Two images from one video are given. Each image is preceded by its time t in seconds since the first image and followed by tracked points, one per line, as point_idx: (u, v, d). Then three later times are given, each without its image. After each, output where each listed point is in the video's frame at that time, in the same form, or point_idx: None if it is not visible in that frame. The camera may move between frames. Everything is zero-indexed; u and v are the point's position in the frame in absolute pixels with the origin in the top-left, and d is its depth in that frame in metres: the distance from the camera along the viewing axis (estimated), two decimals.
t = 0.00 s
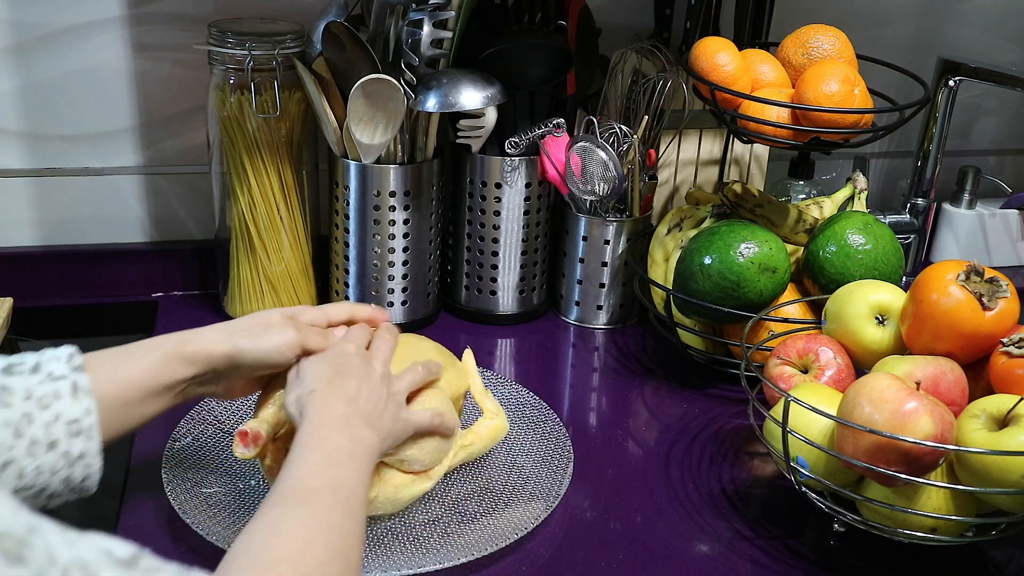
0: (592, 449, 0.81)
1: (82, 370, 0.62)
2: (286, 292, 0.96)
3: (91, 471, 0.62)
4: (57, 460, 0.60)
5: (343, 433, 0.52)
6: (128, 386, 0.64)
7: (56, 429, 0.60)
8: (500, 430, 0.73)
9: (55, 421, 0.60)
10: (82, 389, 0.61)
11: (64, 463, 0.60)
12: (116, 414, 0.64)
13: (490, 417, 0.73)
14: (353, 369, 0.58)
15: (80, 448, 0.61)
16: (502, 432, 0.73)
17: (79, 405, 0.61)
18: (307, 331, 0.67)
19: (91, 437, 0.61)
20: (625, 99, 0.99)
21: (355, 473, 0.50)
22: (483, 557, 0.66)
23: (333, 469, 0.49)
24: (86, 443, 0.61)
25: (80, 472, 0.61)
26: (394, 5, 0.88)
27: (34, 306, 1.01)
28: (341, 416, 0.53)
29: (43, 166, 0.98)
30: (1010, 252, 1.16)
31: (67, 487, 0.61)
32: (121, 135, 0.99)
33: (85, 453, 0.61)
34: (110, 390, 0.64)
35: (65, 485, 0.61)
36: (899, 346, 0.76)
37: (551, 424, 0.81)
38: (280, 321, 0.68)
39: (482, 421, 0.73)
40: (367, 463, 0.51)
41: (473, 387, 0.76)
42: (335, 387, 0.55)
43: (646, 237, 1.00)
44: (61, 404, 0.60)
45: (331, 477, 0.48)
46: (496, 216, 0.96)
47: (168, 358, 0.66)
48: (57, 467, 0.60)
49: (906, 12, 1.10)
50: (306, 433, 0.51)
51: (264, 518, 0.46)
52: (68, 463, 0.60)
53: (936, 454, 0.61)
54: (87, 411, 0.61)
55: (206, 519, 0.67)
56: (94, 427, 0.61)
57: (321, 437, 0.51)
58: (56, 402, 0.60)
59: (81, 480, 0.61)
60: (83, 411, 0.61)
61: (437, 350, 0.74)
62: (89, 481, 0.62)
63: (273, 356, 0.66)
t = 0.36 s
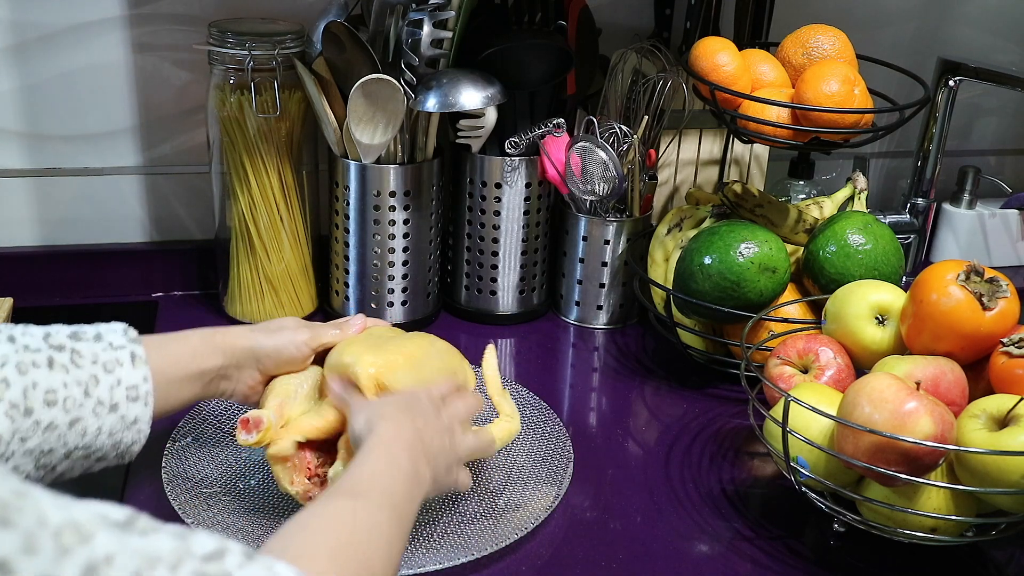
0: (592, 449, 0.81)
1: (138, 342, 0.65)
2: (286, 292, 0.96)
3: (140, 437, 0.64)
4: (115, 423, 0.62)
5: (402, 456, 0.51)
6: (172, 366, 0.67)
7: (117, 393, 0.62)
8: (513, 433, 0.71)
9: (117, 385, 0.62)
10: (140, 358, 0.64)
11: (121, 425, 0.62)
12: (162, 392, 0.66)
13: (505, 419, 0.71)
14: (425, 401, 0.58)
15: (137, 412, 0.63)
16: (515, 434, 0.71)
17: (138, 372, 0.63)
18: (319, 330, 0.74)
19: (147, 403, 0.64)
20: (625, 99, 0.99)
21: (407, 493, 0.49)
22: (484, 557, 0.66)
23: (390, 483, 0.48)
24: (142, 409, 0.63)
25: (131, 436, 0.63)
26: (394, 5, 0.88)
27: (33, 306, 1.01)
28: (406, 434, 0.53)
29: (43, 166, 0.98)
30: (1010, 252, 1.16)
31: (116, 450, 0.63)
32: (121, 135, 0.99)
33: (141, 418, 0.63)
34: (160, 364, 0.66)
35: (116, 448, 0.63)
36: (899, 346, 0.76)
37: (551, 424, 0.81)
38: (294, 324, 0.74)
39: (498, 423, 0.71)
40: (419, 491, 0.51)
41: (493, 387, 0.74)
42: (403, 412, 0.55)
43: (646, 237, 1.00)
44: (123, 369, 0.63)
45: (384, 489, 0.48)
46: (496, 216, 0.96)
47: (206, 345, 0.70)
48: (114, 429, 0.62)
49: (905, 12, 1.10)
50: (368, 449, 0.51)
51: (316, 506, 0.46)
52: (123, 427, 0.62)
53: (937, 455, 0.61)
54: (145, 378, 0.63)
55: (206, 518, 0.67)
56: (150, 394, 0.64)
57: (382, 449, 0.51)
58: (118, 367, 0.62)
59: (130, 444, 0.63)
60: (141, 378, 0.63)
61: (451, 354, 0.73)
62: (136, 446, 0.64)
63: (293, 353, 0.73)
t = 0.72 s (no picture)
0: (592, 449, 0.81)
1: (64, 391, 0.62)
2: (286, 292, 0.96)
3: (74, 491, 0.60)
4: (41, 480, 0.58)
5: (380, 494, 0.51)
6: (110, 398, 0.64)
7: (40, 447, 0.59)
8: (504, 436, 0.72)
9: (39, 439, 0.59)
10: (64, 407, 0.61)
11: (49, 482, 0.59)
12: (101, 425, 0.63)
13: (495, 420, 0.72)
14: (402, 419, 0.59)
15: (65, 465, 0.59)
16: (505, 436, 0.73)
17: (63, 422, 0.60)
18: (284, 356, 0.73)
19: (75, 454, 0.60)
20: (625, 99, 0.99)
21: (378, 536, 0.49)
22: (483, 557, 0.66)
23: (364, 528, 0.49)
24: (70, 461, 0.60)
25: (63, 493, 0.59)
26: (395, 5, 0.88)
27: (33, 306, 1.01)
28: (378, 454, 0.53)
29: (43, 166, 0.98)
30: (1010, 252, 1.16)
31: (49, 509, 0.59)
32: (122, 135, 0.99)
33: (70, 470, 0.59)
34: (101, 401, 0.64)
35: (48, 506, 0.59)
36: (899, 346, 0.76)
37: (551, 424, 0.81)
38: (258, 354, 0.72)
39: (487, 425, 0.72)
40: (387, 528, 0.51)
41: (476, 391, 0.75)
42: (382, 428, 0.55)
43: (646, 237, 1.00)
44: (44, 422, 0.60)
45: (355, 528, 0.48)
46: (496, 216, 0.96)
47: (151, 372, 0.67)
48: (41, 486, 0.58)
49: (905, 12, 1.11)
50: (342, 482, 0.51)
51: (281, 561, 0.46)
52: (50, 483, 0.59)
53: (937, 454, 0.61)
54: (70, 428, 0.60)
55: (206, 519, 0.67)
56: (77, 445, 0.60)
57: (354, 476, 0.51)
58: (39, 420, 0.59)
59: (63, 501, 0.60)
60: (66, 429, 0.60)
61: (444, 355, 0.73)
62: (72, 502, 0.60)
63: (253, 379, 0.69)
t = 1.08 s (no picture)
0: (592, 450, 0.81)
1: (29, 421, 0.56)
2: (286, 292, 0.96)
3: (41, 526, 0.55)
4: (3, 517, 0.53)
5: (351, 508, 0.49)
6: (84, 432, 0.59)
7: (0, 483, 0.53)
8: (504, 435, 0.72)
9: None
10: (27, 439, 0.55)
11: (11, 519, 0.54)
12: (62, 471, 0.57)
13: (494, 420, 0.72)
14: (400, 428, 0.59)
15: (28, 501, 0.54)
16: (506, 436, 0.72)
17: (25, 456, 0.55)
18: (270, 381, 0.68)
19: (39, 488, 0.55)
20: (625, 99, 0.99)
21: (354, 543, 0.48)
22: (483, 557, 0.66)
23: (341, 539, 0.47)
24: (35, 496, 0.55)
25: (28, 529, 0.54)
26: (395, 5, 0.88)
27: (33, 306, 1.01)
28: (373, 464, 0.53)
29: (43, 166, 0.98)
30: (1010, 252, 1.16)
31: (14, 546, 0.54)
32: (122, 135, 0.99)
33: (34, 506, 0.54)
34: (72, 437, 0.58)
35: (12, 544, 0.54)
36: (899, 347, 0.76)
37: (551, 424, 0.81)
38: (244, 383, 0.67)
39: (487, 425, 0.72)
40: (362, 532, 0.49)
41: (474, 392, 0.75)
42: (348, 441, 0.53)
43: (646, 237, 1.00)
44: (5, 456, 0.54)
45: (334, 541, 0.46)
46: (496, 216, 0.96)
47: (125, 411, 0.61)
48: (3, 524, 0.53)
49: (905, 12, 1.11)
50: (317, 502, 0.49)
51: None
52: (13, 520, 0.54)
53: (937, 455, 0.61)
54: (34, 461, 0.55)
55: (207, 519, 0.67)
56: (42, 477, 0.55)
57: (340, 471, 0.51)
58: None
59: (30, 538, 0.55)
60: (29, 462, 0.55)
61: (443, 357, 0.73)
62: (40, 539, 0.55)
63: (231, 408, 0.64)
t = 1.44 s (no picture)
0: (592, 450, 0.81)
1: (35, 418, 0.57)
2: (286, 292, 0.96)
3: (49, 522, 0.56)
4: (10, 512, 0.54)
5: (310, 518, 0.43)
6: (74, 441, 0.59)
7: (6, 478, 0.54)
8: (504, 431, 0.73)
9: (5, 470, 0.54)
10: (32, 436, 0.56)
11: (17, 515, 0.54)
12: (58, 472, 0.58)
13: (495, 417, 0.73)
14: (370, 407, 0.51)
15: (34, 497, 0.55)
16: (504, 432, 0.73)
17: (31, 452, 0.55)
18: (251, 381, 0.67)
19: (45, 485, 0.55)
20: (625, 99, 0.99)
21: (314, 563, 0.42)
22: (483, 557, 0.66)
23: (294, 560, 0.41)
24: (40, 492, 0.55)
25: (36, 525, 0.55)
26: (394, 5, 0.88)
27: (34, 306, 1.01)
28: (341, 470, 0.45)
29: (43, 166, 0.98)
30: (1010, 252, 1.16)
31: (25, 543, 0.55)
32: (122, 135, 0.99)
33: (40, 502, 0.55)
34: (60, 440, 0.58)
35: (22, 540, 0.55)
36: (899, 346, 0.76)
37: (551, 424, 0.81)
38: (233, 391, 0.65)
39: (487, 421, 0.73)
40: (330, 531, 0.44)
41: (473, 389, 0.75)
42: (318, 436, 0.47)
43: (646, 237, 1.00)
44: (11, 452, 0.55)
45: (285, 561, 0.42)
46: (496, 216, 0.96)
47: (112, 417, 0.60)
48: (10, 519, 0.54)
49: (905, 12, 1.11)
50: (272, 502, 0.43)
51: None
52: (21, 516, 0.54)
53: (937, 455, 0.61)
54: (39, 458, 0.56)
55: (206, 518, 0.67)
56: (47, 474, 0.56)
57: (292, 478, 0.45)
58: (4, 451, 0.55)
59: (39, 534, 0.55)
60: (35, 459, 0.55)
61: (445, 352, 0.73)
62: (49, 535, 0.56)
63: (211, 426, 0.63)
